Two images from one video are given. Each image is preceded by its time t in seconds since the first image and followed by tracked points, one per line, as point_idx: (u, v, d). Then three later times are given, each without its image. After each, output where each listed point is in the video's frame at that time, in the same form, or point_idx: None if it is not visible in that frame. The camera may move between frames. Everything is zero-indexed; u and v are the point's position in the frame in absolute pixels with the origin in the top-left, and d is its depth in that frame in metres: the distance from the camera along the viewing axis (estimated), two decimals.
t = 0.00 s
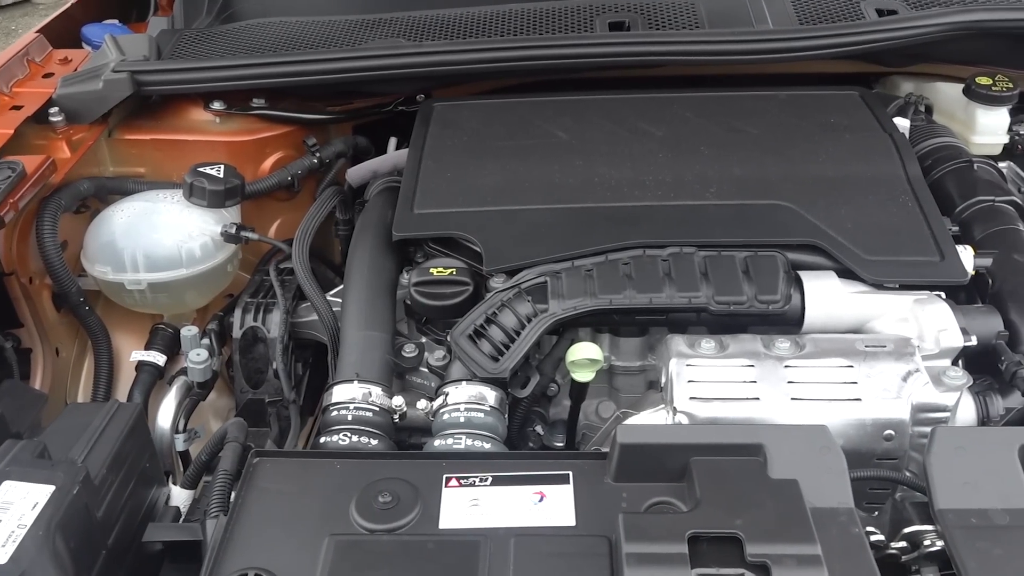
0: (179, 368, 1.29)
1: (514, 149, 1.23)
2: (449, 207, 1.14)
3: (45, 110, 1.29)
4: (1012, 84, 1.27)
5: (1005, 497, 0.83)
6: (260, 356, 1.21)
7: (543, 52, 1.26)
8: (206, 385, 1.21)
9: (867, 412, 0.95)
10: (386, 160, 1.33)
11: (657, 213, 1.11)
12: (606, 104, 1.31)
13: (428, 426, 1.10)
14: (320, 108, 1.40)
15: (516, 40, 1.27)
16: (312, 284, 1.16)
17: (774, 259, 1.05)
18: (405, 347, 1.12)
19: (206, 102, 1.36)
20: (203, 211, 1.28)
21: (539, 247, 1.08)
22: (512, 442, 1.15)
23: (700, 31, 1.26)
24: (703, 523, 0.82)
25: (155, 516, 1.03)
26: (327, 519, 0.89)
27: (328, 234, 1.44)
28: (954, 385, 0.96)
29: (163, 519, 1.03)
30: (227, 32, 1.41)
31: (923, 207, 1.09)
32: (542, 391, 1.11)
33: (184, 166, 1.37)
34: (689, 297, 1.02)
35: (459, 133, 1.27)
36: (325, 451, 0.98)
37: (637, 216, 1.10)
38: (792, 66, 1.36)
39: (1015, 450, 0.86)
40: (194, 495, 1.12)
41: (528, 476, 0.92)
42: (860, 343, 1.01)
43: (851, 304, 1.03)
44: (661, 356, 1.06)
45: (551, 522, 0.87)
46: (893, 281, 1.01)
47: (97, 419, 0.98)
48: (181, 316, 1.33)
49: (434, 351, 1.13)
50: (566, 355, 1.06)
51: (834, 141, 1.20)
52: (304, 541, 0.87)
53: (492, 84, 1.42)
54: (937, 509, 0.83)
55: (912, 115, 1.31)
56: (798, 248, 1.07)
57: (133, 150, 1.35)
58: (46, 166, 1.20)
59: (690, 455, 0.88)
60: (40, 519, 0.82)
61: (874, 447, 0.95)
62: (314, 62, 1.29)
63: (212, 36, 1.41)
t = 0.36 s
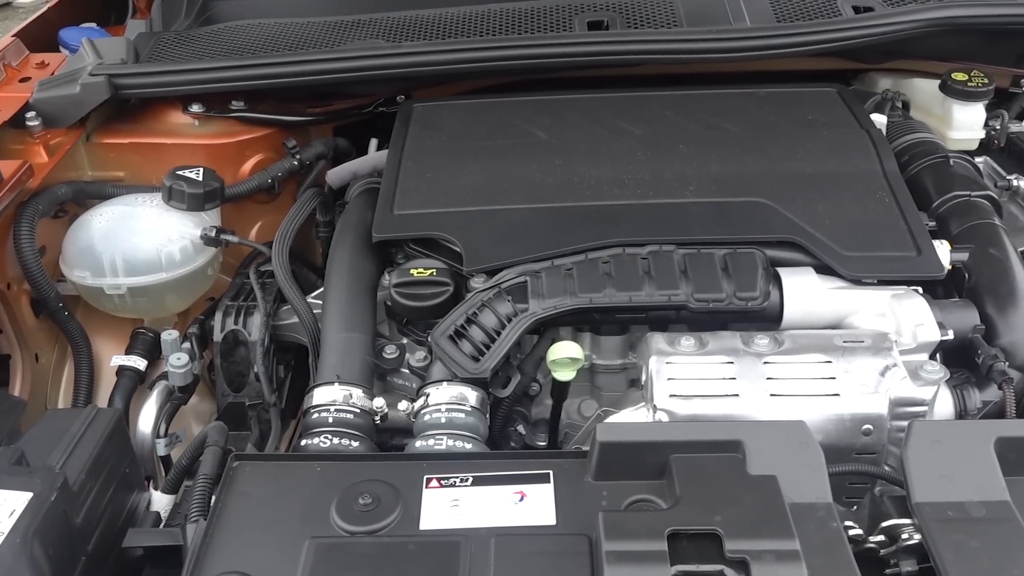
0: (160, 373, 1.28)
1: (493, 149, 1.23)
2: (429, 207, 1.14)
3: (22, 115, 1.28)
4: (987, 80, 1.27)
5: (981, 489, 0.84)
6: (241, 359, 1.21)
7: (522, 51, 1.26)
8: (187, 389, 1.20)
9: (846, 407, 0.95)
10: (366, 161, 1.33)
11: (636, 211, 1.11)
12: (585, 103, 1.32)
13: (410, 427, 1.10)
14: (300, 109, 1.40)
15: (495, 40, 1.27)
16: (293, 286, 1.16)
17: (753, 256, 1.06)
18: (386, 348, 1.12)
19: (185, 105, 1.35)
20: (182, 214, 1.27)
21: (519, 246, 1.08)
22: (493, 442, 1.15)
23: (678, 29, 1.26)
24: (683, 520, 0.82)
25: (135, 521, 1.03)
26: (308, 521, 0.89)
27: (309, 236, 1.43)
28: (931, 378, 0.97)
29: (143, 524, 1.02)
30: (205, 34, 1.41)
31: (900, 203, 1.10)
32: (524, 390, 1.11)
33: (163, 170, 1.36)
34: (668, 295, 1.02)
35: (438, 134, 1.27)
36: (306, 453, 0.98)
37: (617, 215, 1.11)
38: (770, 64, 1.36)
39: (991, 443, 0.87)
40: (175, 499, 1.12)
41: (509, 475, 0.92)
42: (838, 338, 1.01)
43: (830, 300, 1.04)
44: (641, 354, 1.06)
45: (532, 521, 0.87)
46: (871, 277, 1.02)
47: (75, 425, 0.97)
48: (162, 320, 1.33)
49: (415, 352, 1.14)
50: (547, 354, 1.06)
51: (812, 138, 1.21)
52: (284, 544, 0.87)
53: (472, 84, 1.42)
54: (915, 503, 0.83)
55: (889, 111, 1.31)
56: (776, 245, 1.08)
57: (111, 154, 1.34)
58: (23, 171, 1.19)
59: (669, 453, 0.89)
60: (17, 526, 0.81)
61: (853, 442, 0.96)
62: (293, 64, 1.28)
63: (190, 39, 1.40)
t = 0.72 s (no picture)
0: (138, 378, 1.27)
1: (470, 149, 1.23)
2: (406, 209, 1.14)
3: None
4: (961, 76, 1.28)
5: (955, 482, 0.85)
6: (220, 363, 1.21)
7: (498, 52, 1.26)
8: (165, 394, 1.19)
9: (821, 403, 0.96)
10: (344, 163, 1.32)
11: (613, 210, 1.11)
12: (562, 103, 1.32)
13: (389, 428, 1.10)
14: (277, 112, 1.40)
15: (471, 40, 1.27)
16: (270, 290, 1.15)
17: (729, 254, 1.06)
18: (364, 350, 1.12)
19: (160, 109, 1.34)
20: (159, 219, 1.26)
21: (496, 247, 1.08)
22: (473, 443, 1.15)
23: (653, 29, 1.27)
24: (660, 518, 0.82)
25: (112, 528, 1.02)
26: (285, 525, 0.88)
27: (287, 239, 1.43)
28: (906, 373, 0.98)
29: (120, 531, 1.02)
30: (180, 38, 1.40)
31: (875, 199, 1.10)
32: (503, 390, 1.11)
33: (139, 174, 1.35)
34: (645, 293, 1.02)
35: (415, 135, 1.27)
36: (284, 457, 0.97)
37: (593, 214, 1.11)
38: (746, 62, 1.37)
39: (964, 436, 0.87)
40: (154, 505, 1.11)
41: (486, 476, 0.92)
42: (814, 334, 1.02)
43: (805, 296, 1.04)
44: (619, 352, 1.06)
45: (509, 522, 0.87)
46: (847, 273, 1.02)
47: (50, 432, 0.96)
48: (140, 325, 1.32)
49: (394, 353, 1.13)
50: (526, 355, 1.06)
51: (787, 135, 1.21)
52: (262, 549, 0.86)
53: (449, 85, 1.42)
54: (889, 497, 0.84)
55: (863, 108, 1.32)
56: (752, 243, 1.08)
57: (87, 159, 1.33)
58: None
59: (646, 452, 0.89)
60: None
61: (829, 438, 0.96)
62: (268, 67, 1.28)
63: (165, 42, 1.39)
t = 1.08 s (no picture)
0: (114, 385, 1.26)
1: (444, 151, 1.23)
2: (381, 211, 1.14)
3: None
4: (931, 73, 1.29)
5: (925, 477, 0.85)
6: (196, 368, 1.20)
7: (471, 53, 1.26)
8: (140, 400, 1.19)
9: (795, 400, 0.96)
10: (318, 165, 1.31)
11: (587, 211, 1.12)
12: (536, 103, 1.32)
13: (366, 431, 1.09)
14: (252, 115, 1.39)
15: (445, 42, 1.27)
16: (245, 294, 1.15)
17: (703, 252, 1.06)
18: (340, 354, 1.12)
19: (133, 113, 1.33)
20: (132, 224, 1.25)
21: (470, 248, 1.08)
22: (450, 444, 1.15)
23: (626, 29, 1.27)
24: (634, 517, 0.83)
25: (86, 536, 1.01)
26: (260, 530, 0.88)
27: (263, 242, 1.42)
28: (877, 368, 0.99)
29: (94, 539, 1.01)
30: (152, 41, 1.39)
31: (846, 197, 1.11)
32: (480, 391, 1.11)
33: (113, 178, 1.34)
34: (620, 293, 1.03)
35: (390, 137, 1.27)
36: (259, 462, 0.97)
37: (568, 215, 1.11)
38: (719, 61, 1.37)
39: (935, 431, 0.88)
40: (129, 512, 1.10)
41: (462, 478, 0.92)
42: (787, 332, 1.02)
43: (779, 294, 1.05)
44: (594, 352, 1.07)
45: (485, 524, 0.87)
46: (820, 270, 1.03)
47: (21, 440, 0.95)
48: (115, 330, 1.31)
49: (369, 356, 1.12)
50: (502, 355, 1.06)
51: (759, 134, 1.22)
52: (237, 555, 0.86)
53: (425, 86, 1.42)
54: (861, 492, 0.84)
55: (835, 106, 1.33)
56: (725, 241, 1.09)
57: (59, 163, 1.32)
58: None
59: (620, 451, 0.89)
60: None
61: (802, 434, 0.97)
62: (241, 70, 1.27)
63: (137, 46, 1.38)
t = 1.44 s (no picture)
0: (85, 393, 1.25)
1: (417, 153, 1.23)
2: (353, 214, 1.13)
3: None
4: (899, 72, 1.30)
5: (893, 472, 0.86)
6: (169, 374, 1.19)
7: (443, 55, 1.25)
8: (113, 408, 1.17)
9: (766, 397, 0.97)
10: (289, 169, 1.31)
11: (559, 211, 1.12)
12: (509, 104, 1.32)
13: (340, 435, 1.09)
14: (223, 119, 1.38)
15: (416, 44, 1.27)
16: (217, 300, 1.14)
17: (674, 251, 1.07)
18: (313, 358, 1.11)
19: (101, 117, 1.31)
20: (102, 230, 1.24)
21: (442, 251, 1.08)
22: (425, 447, 1.14)
23: (597, 29, 1.27)
24: (606, 518, 0.83)
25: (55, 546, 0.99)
26: (231, 537, 0.87)
27: (236, 246, 1.41)
28: (847, 365, 1.00)
29: (64, 549, 0.99)
30: (121, 45, 1.37)
31: (816, 195, 1.12)
32: (455, 393, 1.11)
33: (82, 184, 1.32)
34: (592, 293, 1.03)
35: (362, 139, 1.26)
36: (231, 469, 0.96)
37: (540, 215, 1.11)
38: (691, 60, 1.38)
39: (903, 427, 0.89)
40: (101, 521, 1.09)
41: (435, 481, 0.92)
42: (758, 329, 1.03)
43: (750, 292, 1.05)
44: (568, 352, 1.07)
45: (458, 527, 0.87)
46: (790, 267, 1.04)
47: None
48: (86, 338, 1.29)
49: (342, 359, 1.11)
50: (475, 357, 1.06)
51: (730, 133, 1.23)
52: (208, 563, 0.85)
53: (397, 88, 1.41)
54: (831, 488, 0.85)
55: (805, 105, 1.34)
56: (696, 240, 1.09)
57: (26, 170, 1.30)
58: None
59: (592, 451, 0.89)
60: None
61: (774, 431, 0.98)
62: (211, 74, 1.26)
63: (106, 50, 1.36)
